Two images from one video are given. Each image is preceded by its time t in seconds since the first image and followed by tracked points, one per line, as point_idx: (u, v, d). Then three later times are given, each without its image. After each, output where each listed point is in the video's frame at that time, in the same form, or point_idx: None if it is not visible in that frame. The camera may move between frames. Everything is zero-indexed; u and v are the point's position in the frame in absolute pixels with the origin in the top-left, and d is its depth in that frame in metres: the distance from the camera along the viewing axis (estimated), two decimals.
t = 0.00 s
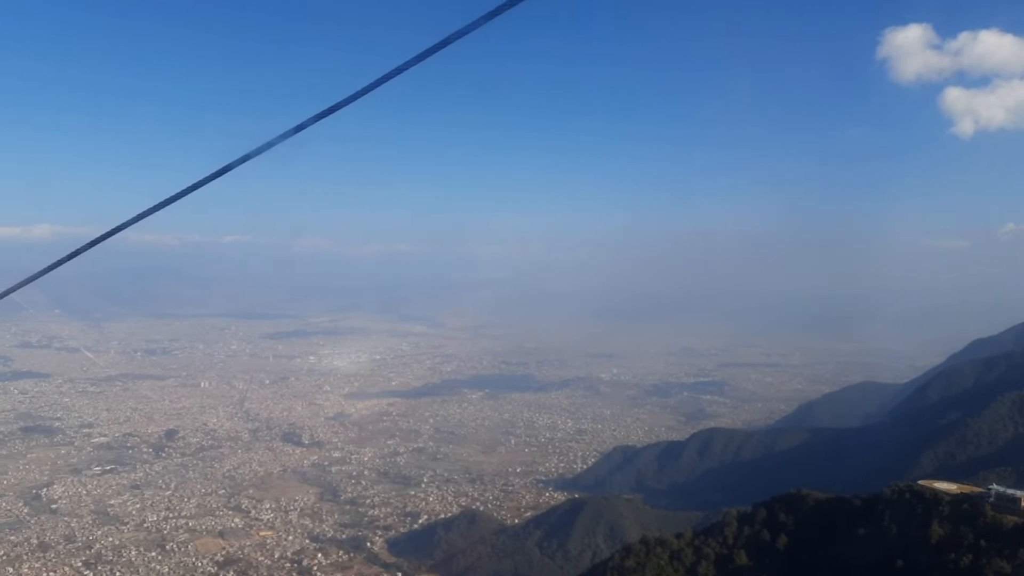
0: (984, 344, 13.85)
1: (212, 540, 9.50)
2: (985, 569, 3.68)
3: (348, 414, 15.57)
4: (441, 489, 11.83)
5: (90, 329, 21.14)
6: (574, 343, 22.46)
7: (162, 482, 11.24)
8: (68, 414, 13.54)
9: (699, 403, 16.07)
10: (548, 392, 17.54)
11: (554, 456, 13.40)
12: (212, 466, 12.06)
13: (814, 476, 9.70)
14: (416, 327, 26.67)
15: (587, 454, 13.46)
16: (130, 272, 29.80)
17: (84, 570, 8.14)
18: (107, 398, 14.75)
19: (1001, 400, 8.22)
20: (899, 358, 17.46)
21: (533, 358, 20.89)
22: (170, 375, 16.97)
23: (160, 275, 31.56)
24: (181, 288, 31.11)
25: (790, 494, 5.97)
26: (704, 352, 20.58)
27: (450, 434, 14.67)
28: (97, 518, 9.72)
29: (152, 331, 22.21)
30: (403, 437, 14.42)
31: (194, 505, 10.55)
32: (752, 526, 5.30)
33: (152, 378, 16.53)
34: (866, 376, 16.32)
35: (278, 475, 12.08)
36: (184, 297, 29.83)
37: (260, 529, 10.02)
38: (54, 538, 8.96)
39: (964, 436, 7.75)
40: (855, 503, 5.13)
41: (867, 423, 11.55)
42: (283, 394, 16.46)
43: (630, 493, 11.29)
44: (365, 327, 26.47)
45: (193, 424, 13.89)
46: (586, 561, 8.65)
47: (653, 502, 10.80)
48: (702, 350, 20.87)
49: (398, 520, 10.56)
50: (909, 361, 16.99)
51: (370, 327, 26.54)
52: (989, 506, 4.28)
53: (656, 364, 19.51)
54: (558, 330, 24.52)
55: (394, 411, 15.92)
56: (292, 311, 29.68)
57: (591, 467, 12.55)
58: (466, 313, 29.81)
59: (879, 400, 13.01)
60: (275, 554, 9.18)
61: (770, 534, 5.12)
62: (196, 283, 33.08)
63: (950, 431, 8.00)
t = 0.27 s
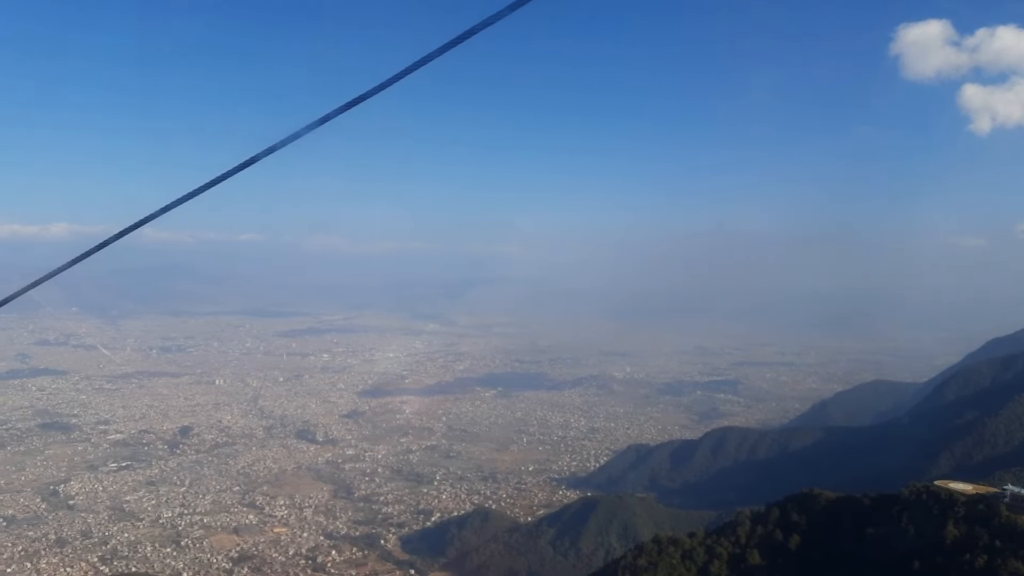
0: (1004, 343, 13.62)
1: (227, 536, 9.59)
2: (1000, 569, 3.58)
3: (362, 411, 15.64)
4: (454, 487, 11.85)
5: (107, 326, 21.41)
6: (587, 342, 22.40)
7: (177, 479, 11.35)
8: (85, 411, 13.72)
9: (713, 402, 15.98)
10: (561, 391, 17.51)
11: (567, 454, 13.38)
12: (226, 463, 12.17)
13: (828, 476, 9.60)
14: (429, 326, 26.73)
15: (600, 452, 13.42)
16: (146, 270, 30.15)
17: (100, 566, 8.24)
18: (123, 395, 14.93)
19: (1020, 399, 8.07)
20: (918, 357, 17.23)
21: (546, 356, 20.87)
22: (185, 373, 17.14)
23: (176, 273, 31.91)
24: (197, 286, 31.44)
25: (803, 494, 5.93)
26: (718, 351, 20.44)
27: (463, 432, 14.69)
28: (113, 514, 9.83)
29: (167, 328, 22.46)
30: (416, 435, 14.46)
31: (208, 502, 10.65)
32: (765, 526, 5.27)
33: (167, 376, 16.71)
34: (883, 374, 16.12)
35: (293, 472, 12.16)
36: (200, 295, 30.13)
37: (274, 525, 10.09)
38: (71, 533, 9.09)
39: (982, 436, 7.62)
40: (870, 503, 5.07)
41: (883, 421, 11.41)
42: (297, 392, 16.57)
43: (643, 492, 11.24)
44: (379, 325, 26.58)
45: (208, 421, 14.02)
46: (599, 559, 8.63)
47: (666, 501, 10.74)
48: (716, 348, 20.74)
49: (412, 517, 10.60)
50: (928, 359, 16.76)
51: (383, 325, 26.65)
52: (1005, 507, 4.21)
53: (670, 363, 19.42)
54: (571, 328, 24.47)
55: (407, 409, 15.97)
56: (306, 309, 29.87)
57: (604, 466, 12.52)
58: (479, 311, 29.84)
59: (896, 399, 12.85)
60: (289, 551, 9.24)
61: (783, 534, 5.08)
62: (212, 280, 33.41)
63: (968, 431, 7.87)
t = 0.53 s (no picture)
0: None
1: (242, 532, 9.67)
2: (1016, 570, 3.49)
3: (377, 409, 15.70)
4: (469, 485, 11.85)
5: (125, 324, 21.70)
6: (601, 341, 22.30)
7: (192, 475, 11.47)
8: (103, 408, 13.91)
9: (729, 401, 15.83)
10: (577, 389, 17.46)
11: (582, 453, 13.33)
12: (242, 460, 12.27)
13: (845, 476, 9.46)
14: (444, 324, 26.77)
15: (615, 451, 13.35)
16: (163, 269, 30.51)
17: (117, 561, 8.34)
18: (140, 392, 15.12)
19: None
20: (939, 356, 16.93)
21: (561, 355, 20.81)
22: (201, 370, 17.33)
23: (192, 272, 32.26)
24: (213, 284, 31.77)
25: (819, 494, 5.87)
26: (734, 350, 20.26)
27: (478, 430, 14.69)
28: (129, 510, 9.96)
29: (183, 326, 22.71)
30: (431, 433, 14.49)
31: (224, 498, 10.74)
32: (780, 527, 5.23)
33: (184, 373, 16.89)
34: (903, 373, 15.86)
35: (307, 469, 12.24)
36: (216, 293, 30.44)
37: (289, 522, 10.16)
38: (89, 529, 9.22)
39: (1003, 436, 7.47)
40: (886, 503, 5.01)
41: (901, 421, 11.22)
42: (312, 389, 16.68)
43: (657, 491, 11.16)
44: (393, 323, 26.68)
45: (223, 417, 14.15)
46: (613, 558, 8.59)
47: (681, 500, 10.66)
48: (732, 347, 20.55)
49: (427, 515, 10.62)
50: (950, 359, 16.47)
51: (398, 323, 26.74)
52: None
53: (686, 362, 19.28)
54: (586, 327, 24.38)
55: (422, 407, 16.00)
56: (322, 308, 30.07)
57: (618, 465, 12.46)
58: (493, 310, 29.84)
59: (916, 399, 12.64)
60: (304, 548, 9.30)
61: (798, 535, 5.03)
62: (228, 279, 33.74)
63: (988, 431, 7.71)
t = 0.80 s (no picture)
0: None
1: (259, 528, 9.76)
2: None
3: (394, 407, 15.78)
4: (486, 483, 11.87)
5: (145, 322, 22.02)
6: (618, 340, 22.20)
7: (210, 472, 11.61)
8: (122, 405, 14.14)
9: (747, 400, 15.69)
10: (594, 388, 17.40)
11: (600, 452, 13.28)
12: (259, 457, 12.40)
13: (864, 476, 9.31)
14: (461, 323, 26.82)
15: (632, 451, 13.28)
16: (183, 267, 30.93)
17: (137, 557, 8.48)
18: (160, 389, 15.34)
19: None
20: (963, 355, 16.62)
21: (578, 354, 20.76)
22: (219, 368, 17.53)
23: (211, 271, 32.68)
24: (231, 283, 32.14)
25: (836, 495, 5.80)
26: (752, 349, 20.06)
27: (495, 429, 14.70)
28: (149, 506, 10.10)
29: (202, 324, 23.01)
30: (448, 432, 14.52)
31: (240, 495, 10.87)
32: (797, 527, 5.15)
33: (203, 371, 17.11)
34: (926, 372, 15.59)
35: (324, 466, 12.34)
36: (234, 292, 30.78)
37: (305, 519, 10.24)
38: (110, 525, 9.37)
39: None
40: (903, 502, 4.94)
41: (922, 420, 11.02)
42: (328, 387, 16.80)
43: (674, 490, 11.08)
44: (410, 321, 26.78)
45: (240, 414, 14.31)
46: (629, 558, 8.54)
47: (698, 500, 10.57)
48: (750, 347, 20.36)
49: (444, 514, 10.66)
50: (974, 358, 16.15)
51: (414, 322, 26.84)
52: None
53: (704, 361, 19.13)
54: (602, 326, 24.30)
55: (439, 406, 16.05)
56: (339, 306, 30.27)
57: (635, 464, 12.39)
58: (509, 308, 29.85)
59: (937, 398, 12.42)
60: (321, 544, 9.37)
61: (815, 536, 4.96)
62: (245, 278, 34.13)
63: (1013, 432, 7.54)
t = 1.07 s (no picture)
0: None
1: (274, 526, 9.85)
2: None
3: (409, 406, 15.83)
4: (503, 483, 11.86)
5: (164, 321, 22.32)
6: (634, 340, 22.07)
7: (227, 470, 11.73)
8: (141, 403, 14.33)
9: (765, 401, 15.51)
10: (611, 388, 17.32)
11: (617, 453, 13.20)
12: (275, 455, 12.50)
13: (884, 477, 9.14)
14: (476, 322, 26.84)
15: (650, 451, 13.19)
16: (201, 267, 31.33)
17: (155, 555, 8.59)
18: (178, 388, 15.53)
19: None
20: (987, 354, 16.27)
21: (594, 354, 20.68)
22: (236, 367, 17.71)
23: (228, 271, 33.06)
24: (248, 283, 32.49)
25: (854, 496, 5.70)
26: (770, 349, 19.84)
27: (512, 429, 14.69)
28: (166, 504, 10.24)
29: (219, 323, 23.27)
30: (465, 431, 14.53)
31: (257, 493, 10.97)
32: (814, 529, 5.07)
33: (220, 370, 17.29)
34: (949, 371, 15.30)
35: (339, 465, 12.41)
36: (252, 292, 31.09)
37: (320, 517, 10.31)
38: (128, 522, 9.51)
39: None
40: (921, 503, 4.84)
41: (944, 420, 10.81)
42: (343, 385, 16.91)
43: (691, 491, 10.98)
44: (425, 321, 26.87)
45: (257, 413, 14.45)
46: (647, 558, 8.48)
47: (715, 500, 10.46)
48: (768, 347, 20.14)
49: (461, 513, 10.67)
50: (999, 357, 15.82)
51: (430, 321, 26.93)
52: None
53: (722, 361, 18.96)
54: (619, 326, 24.18)
55: (455, 405, 16.07)
56: (355, 306, 30.43)
57: (652, 465, 12.30)
58: (525, 308, 29.82)
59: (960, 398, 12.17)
60: (336, 542, 9.42)
61: (832, 537, 4.87)
62: (263, 278, 34.48)
63: None
